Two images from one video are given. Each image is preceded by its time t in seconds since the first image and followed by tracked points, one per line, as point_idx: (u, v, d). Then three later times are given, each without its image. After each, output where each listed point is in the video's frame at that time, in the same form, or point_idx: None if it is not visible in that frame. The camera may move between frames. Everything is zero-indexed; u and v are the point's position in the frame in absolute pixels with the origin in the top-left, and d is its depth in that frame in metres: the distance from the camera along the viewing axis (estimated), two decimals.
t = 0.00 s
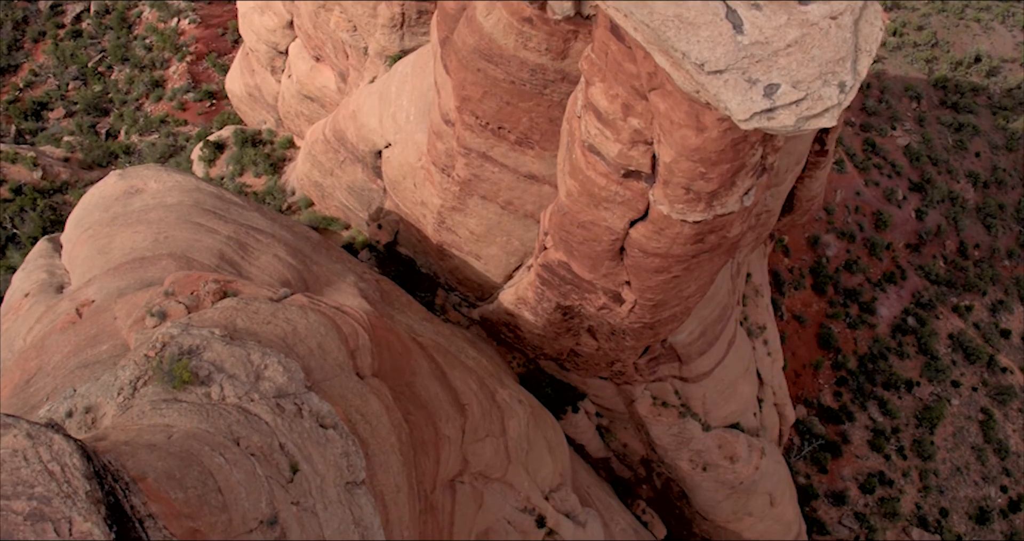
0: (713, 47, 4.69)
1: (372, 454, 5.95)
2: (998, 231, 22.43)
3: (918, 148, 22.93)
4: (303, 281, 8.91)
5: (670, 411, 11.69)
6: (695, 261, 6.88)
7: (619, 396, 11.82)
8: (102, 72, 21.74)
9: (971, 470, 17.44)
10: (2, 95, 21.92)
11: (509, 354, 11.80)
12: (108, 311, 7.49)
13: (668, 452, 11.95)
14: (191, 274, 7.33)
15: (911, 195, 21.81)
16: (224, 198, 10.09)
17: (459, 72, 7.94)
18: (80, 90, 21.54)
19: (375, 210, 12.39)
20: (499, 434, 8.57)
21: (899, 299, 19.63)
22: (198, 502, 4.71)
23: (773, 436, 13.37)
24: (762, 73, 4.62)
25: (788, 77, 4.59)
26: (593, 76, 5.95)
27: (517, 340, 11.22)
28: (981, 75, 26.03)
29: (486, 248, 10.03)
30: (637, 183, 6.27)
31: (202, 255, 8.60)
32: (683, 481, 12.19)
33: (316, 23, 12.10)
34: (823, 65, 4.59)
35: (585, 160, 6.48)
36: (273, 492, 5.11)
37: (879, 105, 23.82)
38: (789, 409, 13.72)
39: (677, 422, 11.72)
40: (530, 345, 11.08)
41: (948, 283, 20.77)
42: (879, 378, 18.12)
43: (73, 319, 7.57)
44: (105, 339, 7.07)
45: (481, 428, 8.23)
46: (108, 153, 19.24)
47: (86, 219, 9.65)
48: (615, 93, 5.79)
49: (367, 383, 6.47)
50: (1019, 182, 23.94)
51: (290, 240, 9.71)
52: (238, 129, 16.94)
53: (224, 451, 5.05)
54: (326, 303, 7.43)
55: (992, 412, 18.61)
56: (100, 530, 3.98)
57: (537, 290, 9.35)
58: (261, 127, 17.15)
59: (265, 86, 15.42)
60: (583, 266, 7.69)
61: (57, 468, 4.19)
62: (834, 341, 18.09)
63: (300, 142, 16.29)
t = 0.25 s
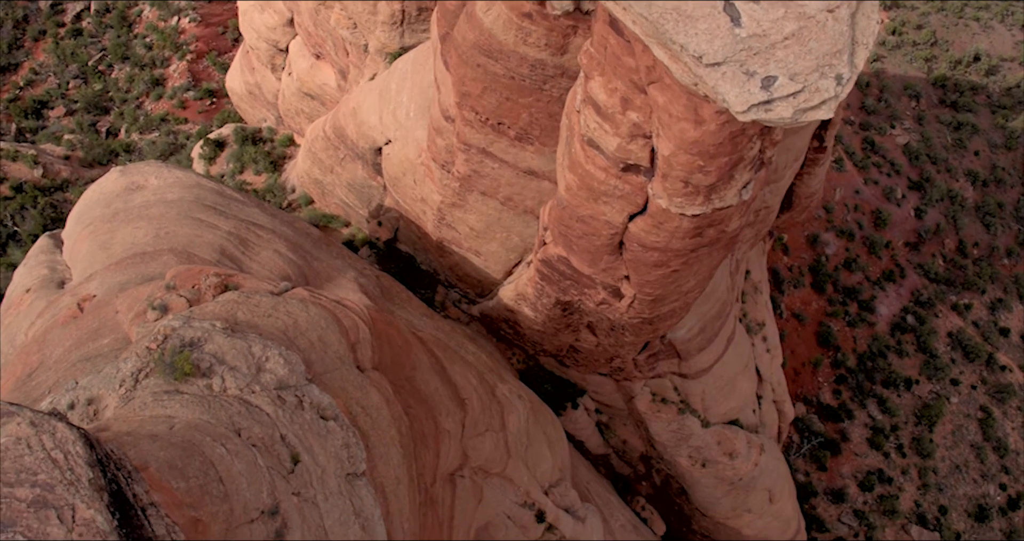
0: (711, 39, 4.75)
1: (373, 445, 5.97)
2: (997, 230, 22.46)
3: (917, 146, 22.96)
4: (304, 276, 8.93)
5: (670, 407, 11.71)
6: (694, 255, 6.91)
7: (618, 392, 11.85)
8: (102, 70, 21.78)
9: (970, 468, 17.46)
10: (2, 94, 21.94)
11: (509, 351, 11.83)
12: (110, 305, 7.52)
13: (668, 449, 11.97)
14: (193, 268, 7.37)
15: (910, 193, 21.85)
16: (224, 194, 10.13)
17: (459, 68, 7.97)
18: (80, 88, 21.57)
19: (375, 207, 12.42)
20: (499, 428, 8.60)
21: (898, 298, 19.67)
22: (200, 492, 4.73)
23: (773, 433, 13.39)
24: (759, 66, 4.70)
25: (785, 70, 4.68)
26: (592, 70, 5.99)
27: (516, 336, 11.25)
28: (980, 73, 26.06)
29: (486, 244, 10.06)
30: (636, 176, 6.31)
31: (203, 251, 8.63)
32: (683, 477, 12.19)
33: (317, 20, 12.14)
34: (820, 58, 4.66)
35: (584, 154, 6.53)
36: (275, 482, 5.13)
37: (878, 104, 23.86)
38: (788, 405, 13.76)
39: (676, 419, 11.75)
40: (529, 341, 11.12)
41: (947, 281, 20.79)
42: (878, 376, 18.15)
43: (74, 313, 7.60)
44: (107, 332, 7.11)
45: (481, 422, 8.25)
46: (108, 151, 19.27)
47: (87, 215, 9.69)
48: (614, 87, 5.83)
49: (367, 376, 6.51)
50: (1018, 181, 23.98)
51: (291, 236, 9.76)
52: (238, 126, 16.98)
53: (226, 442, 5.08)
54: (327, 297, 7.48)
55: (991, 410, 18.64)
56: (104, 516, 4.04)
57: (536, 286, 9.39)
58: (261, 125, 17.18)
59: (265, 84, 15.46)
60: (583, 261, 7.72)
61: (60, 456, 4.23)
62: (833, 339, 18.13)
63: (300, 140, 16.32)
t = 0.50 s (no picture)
0: (709, 35, 4.79)
1: (373, 440, 5.99)
2: (996, 229, 22.47)
3: (917, 146, 22.99)
4: (304, 273, 8.94)
5: (669, 405, 11.74)
6: (692, 252, 6.94)
7: (618, 390, 11.87)
8: (102, 69, 21.81)
9: (969, 466, 17.47)
10: (2, 93, 21.97)
11: (508, 348, 11.86)
12: (110, 302, 7.54)
13: (667, 446, 11.99)
14: (194, 264, 7.40)
15: (909, 192, 21.87)
16: (225, 192, 10.16)
17: (459, 65, 7.99)
18: (80, 87, 21.59)
19: (375, 206, 12.43)
20: (498, 425, 8.61)
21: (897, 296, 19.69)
22: (200, 485, 4.75)
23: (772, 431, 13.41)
24: (757, 62, 4.74)
25: (783, 66, 4.71)
26: (591, 67, 6.02)
27: (516, 334, 11.28)
28: (980, 73, 26.09)
29: (486, 242, 10.09)
30: (635, 172, 6.34)
31: (204, 248, 8.66)
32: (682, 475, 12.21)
33: (317, 19, 12.18)
34: (818, 54, 4.69)
35: (584, 151, 6.56)
36: (275, 475, 5.15)
37: (878, 103, 23.89)
38: (787, 403, 13.78)
39: (676, 416, 11.77)
40: (529, 338, 11.14)
41: (946, 280, 20.81)
42: (877, 375, 18.17)
43: (75, 310, 7.62)
44: (107, 329, 7.13)
45: (480, 419, 8.27)
46: (108, 150, 19.29)
47: (88, 213, 9.71)
48: (613, 83, 5.87)
49: (367, 371, 6.54)
50: (1018, 180, 24.00)
51: (291, 234, 9.78)
52: (238, 125, 17.00)
53: (226, 436, 5.09)
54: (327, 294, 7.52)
55: (990, 409, 18.66)
56: (105, 508, 4.09)
57: (536, 283, 9.42)
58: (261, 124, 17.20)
59: (265, 83, 15.48)
60: (582, 258, 7.75)
61: (62, 448, 4.31)
62: (832, 338, 18.15)
63: (300, 139, 16.33)
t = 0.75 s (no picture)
0: (708, 33, 4.81)
1: (373, 438, 6.01)
2: (996, 229, 22.49)
3: (917, 145, 23.01)
4: (304, 272, 8.94)
5: (669, 404, 11.75)
6: (692, 251, 6.96)
7: (618, 389, 11.89)
8: (102, 69, 21.84)
9: (969, 466, 17.48)
10: (2, 93, 21.99)
11: (508, 347, 11.87)
12: (111, 300, 7.56)
13: (667, 446, 12.00)
14: (194, 263, 7.42)
15: (909, 192, 21.89)
16: (225, 191, 10.18)
17: (459, 64, 8.01)
18: (80, 87, 21.61)
19: (375, 205, 12.45)
20: (498, 424, 8.63)
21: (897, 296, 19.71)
22: (201, 482, 4.76)
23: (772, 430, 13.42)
24: (756, 60, 4.76)
25: (782, 64, 4.74)
26: (590, 66, 6.04)
27: (516, 333, 11.30)
28: (979, 73, 26.12)
29: (486, 241, 10.10)
30: (635, 171, 6.36)
31: (204, 247, 8.67)
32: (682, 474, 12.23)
33: (317, 18, 12.21)
34: (816, 52, 4.71)
35: (584, 150, 6.57)
36: (275, 473, 5.16)
37: (878, 103, 23.91)
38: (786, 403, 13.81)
39: (676, 415, 11.79)
40: (529, 338, 11.16)
41: (946, 280, 20.83)
42: (877, 375, 18.19)
43: (75, 309, 7.65)
44: (109, 327, 7.15)
45: (480, 417, 8.28)
46: (108, 149, 19.32)
47: (89, 212, 9.73)
48: (613, 82, 5.89)
49: (367, 369, 6.56)
50: (1018, 180, 24.02)
51: (291, 233, 9.81)
52: (238, 125, 17.02)
53: (227, 433, 5.11)
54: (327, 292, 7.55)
55: (990, 409, 18.67)
56: (107, 504, 4.11)
57: (536, 282, 9.44)
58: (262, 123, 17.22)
59: (265, 82, 15.50)
60: (581, 256, 7.77)
61: (64, 445, 4.34)
62: (832, 338, 18.17)
63: (300, 138, 16.34)
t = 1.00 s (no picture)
0: (708, 34, 4.83)
1: (374, 438, 6.02)
2: (996, 229, 22.49)
3: (917, 146, 23.02)
4: (305, 272, 8.94)
5: (669, 404, 11.76)
6: (692, 251, 6.97)
7: (618, 389, 11.90)
8: (103, 69, 21.87)
9: (969, 466, 17.48)
10: (3, 92, 22.00)
11: (509, 347, 11.88)
12: (112, 300, 7.58)
13: (667, 445, 12.01)
14: (195, 263, 7.43)
15: (909, 192, 21.90)
16: (226, 191, 10.20)
17: (459, 64, 8.02)
18: (80, 86, 21.64)
19: (376, 205, 12.46)
20: (498, 424, 8.64)
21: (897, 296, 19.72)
22: (203, 481, 4.77)
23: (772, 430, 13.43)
24: (756, 60, 4.77)
25: (782, 64, 4.75)
26: (591, 66, 6.06)
27: (516, 333, 11.32)
28: (979, 73, 26.14)
29: (486, 241, 10.12)
30: (635, 171, 6.37)
31: (205, 246, 8.69)
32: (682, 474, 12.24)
33: (318, 18, 12.23)
34: (816, 52, 4.73)
35: (584, 150, 6.59)
36: (277, 472, 5.17)
37: (878, 103, 23.92)
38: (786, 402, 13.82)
39: (676, 415, 11.80)
40: (529, 337, 11.18)
41: (946, 280, 20.84)
42: (877, 375, 18.19)
43: (76, 308, 7.66)
44: (110, 326, 7.17)
45: (481, 417, 8.30)
46: (109, 149, 19.34)
47: (90, 211, 9.74)
48: (613, 82, 5.91)
49: (368, 369, 6.58)
50: (1018, 180, 24.04)
51: (292, 232, 9.82)
52: (238, 125, 17.03)
53: (228, 432, 5.13)
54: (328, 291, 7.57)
55: (990, 409, 18.67)
56: (109, 502, 4.13)
57: (536, 282, 9.45)
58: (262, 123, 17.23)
59: (266, 82, 15.52)
60: (581, 256, 7.79)
61: (66, 443, 4.36)
62: (832, 338, 18.18)
63: (301, 138, 16.36)
